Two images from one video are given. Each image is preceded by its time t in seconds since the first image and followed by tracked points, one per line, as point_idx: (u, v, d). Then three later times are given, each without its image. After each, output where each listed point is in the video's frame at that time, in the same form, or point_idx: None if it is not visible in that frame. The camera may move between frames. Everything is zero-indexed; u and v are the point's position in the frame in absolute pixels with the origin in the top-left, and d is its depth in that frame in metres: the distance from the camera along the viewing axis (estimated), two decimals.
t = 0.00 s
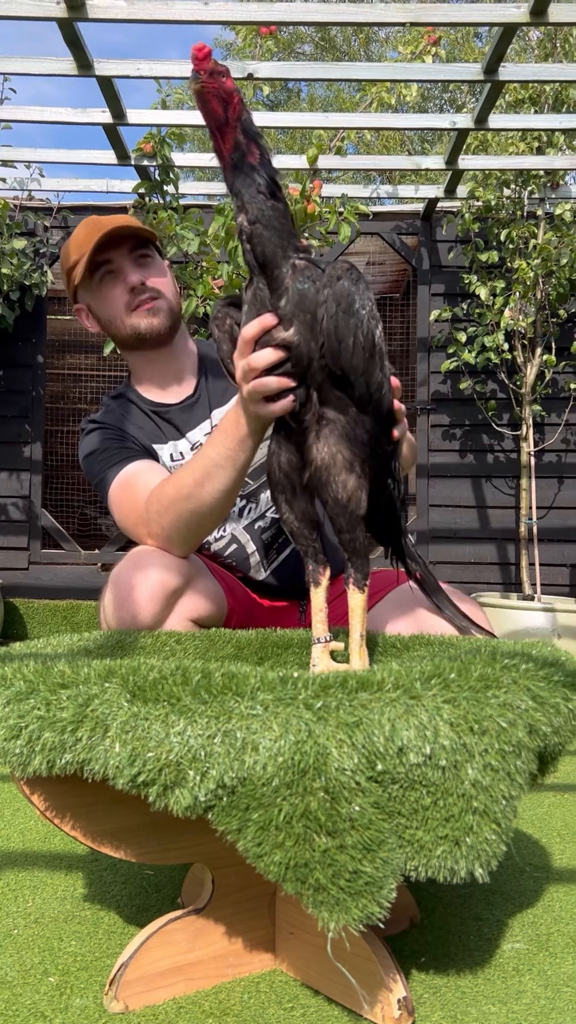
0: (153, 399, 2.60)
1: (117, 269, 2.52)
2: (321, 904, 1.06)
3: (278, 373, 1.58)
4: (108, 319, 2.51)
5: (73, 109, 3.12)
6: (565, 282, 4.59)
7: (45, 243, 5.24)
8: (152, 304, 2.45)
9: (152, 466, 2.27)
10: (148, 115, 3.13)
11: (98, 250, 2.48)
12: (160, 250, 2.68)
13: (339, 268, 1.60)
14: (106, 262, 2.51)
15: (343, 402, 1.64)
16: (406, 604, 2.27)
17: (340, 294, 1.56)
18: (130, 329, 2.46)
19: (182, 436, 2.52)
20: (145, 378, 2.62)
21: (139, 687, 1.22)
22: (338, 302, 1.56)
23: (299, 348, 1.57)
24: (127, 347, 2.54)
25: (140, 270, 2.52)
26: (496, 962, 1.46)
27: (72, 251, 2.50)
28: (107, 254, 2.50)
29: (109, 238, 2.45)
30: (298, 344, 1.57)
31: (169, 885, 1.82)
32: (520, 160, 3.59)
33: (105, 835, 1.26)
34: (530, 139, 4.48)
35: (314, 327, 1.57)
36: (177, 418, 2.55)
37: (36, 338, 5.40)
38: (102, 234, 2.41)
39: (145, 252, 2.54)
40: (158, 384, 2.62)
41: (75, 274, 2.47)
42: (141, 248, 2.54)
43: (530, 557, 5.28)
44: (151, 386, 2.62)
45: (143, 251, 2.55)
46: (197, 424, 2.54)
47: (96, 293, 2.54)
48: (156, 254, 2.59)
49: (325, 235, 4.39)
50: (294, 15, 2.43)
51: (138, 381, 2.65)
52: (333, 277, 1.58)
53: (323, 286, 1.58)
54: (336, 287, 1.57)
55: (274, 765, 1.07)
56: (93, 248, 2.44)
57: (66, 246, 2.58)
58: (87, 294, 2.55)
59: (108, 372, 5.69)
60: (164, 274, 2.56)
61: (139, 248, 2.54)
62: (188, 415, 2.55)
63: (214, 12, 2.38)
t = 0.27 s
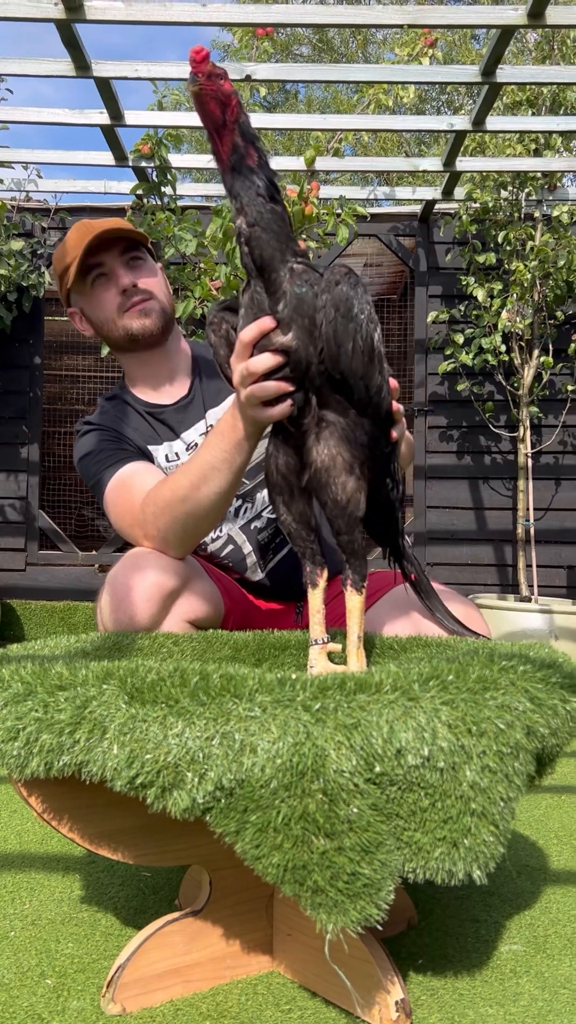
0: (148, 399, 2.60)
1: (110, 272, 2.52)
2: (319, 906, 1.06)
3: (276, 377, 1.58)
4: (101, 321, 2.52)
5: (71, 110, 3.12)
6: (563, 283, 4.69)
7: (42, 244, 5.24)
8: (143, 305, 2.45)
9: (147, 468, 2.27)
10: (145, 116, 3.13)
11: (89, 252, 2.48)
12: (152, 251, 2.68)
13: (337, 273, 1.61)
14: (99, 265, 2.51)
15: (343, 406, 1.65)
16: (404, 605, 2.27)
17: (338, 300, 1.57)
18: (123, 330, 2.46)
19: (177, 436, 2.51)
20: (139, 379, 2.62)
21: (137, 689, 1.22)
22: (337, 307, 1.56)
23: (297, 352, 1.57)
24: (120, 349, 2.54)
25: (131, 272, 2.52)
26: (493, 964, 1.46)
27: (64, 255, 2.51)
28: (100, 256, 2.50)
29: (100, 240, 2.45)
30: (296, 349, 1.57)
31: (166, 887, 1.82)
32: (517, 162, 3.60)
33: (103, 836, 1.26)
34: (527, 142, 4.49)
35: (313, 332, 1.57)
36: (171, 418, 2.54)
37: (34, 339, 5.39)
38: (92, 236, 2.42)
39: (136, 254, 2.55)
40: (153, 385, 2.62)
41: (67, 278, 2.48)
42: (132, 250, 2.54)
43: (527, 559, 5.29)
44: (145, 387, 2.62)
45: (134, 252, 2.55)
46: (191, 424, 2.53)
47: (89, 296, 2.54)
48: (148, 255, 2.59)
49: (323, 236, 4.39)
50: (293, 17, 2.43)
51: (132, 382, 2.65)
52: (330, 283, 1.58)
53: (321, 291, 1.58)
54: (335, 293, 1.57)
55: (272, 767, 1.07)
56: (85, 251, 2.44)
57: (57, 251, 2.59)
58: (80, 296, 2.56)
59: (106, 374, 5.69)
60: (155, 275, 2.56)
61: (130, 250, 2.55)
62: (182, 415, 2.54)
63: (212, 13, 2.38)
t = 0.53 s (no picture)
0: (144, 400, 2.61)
1: (104, 274, 2.53)
2: (316, 906, 1.05)
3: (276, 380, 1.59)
4: (94, 322, 2.51)
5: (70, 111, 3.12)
6: (560, 285, 4.71)
7: (40, 245, 5.24)
8: (137, 305, 2.45)
9: (145, 469, 2.27)
10: (144, 117, 3.13)
11: (83, 253, 2.49)
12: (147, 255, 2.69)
13: (332, 275, 1.59)
14: (93, 267, 2.52)
15: (345, 406, 1.64)
16: (404, 605, 2.27)
17: (335, 304, 1.55)
18: (117, 331, 2.46)
19: (173, 437, 2.51)
20: (134, 380, 2.63)
21: (134, 690, 1.22)
22: (334, 311, 1.54)
23: (297, 356, 1.56)
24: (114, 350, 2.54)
25: (125, 274, 2.53)
26: (490, 964, 1.46)
27: (58, 257, 2.51)
28: (94, 258, 2.51)
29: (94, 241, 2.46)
30: (296, 353, 1.56)
31: (164, 887, 1.82)
32: (515, 163, 3.60)
33: (101, 836, 1.26)
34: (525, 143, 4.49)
35: (312, 337, 1.56)
36: (167, 419, 2.54)
37: (32, 340, 5.39)
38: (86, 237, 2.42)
39: (131, 257, 2.56)
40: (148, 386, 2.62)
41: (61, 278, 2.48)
42: (127, 253, 2.55)
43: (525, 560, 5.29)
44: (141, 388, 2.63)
45: (128, 254, 2.56)
46: (187, 424, 2.53)
47: (82, 297, 2.54)
48: (142, 258, 2.60)
49: (322, 238, 4.40)
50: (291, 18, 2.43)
51: (127, 384, 2.65)
52: (325, 287, 1.57)
53: (317, 296, 1.56)
54: (330, 298, 1.55)
55: (269, 767, 1.07)
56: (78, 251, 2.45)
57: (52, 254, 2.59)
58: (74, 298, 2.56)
59: (104, 374, 5.69)
60: (149, 277, 2.57)
61: (125, 252, 2.56)
62: (177, 415, 2.54)
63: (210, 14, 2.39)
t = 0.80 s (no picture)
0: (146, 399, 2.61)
1: (107, 272, 2.54)
2: (315, 907, 1.05)
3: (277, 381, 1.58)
4: (96, 321, 2.51)
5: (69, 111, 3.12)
6: (559, 286, 4.71)
7: (40, 245, 5.24)
8: (140, 305, 2.46)
9: (145, 470, 2.27)
10: (143, 117, 3.14)
11: (86, 252, 2.49)
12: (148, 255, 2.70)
13: (332, 276, 1.60)
14: (97, 265, 2.53)
15: (345, 407, 1.66)
16: (402, 604, 2.27)
17: (336, 306, 1.56)
18: (119, 330, 2.47)
19: (175, 436, 2.51)
20: (136, 379, 2.63)
21: (133, 690, 1.22)
22: (335, 314, 1.56)
23: (298, 357, 1.56)
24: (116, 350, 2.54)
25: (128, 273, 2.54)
26: (489, 965, 1.46)
27: (61, 255, 2.51)
28: (97, 257, 2.52)
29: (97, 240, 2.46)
30: (297, 354, 1.56)
31: (163, 888, 1.82)
32: (515, 165, 3.60)
33: (100, 836, 1.26)
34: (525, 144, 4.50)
35: (313, 339, 1.57)
36: (169, 418, 2.54)
37: (31, 340, 5.39)
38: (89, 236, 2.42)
39: (134, 257, 2.57)
40: (148, 386, 2.62)
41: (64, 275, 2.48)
42: (129, 253, 2.57)
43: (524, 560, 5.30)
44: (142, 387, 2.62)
45: (131, 254, 2.57)
46: (190, 424, 2.53)
47: (84, 296, 2.55)
48: (145, 258, 2.61)
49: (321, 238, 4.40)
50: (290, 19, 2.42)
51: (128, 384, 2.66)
52: (326, 288, 1.57)
53: (318, 298, 1.56)
54: (331, 300, 1.56)
55: (268, 767, 1.07)
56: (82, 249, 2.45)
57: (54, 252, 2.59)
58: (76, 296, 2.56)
59: (103, 374, 5.69)
60: (151, 277, 2.58)
61: (128, 253, 2.57)
62: (179, 415, 2.54)
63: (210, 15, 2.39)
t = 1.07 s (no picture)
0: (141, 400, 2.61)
1: (101, 272, 2.54)
2: (315, 906, 1.05)
3: (273, 377, 1.59)
4: (90, 320, 2.52)
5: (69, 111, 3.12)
6: (559, 286, 4.71)
7: (39, 245, 5.24)
8: (134, 304, 2.47)
9: (142, 469, 2.27)
10: (143, 117, 3.13)
11: (79, 252, 2.50)
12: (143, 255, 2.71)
13: (329, 272, 1.58)
14: (90, 265, 2.54)
15: (342, 405, 1.65)
16: (400, 604, 2.27)
17: (331, 304, 1.54)
18: (112, 329, 2.47)
19: (171, 437, 2.51)
20: (129, 379, 2.62)
21: (132, 689, 1.22)
22: (330, 312, 1.54)
23: (292, 353, 1.56)
24: (109, 350, 2.54)
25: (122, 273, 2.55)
26: (489, 964, 1.46)
27: (54, 255, 2.52)
28: (90, 257, 2.53)
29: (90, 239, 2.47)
30: (292, 351, 1.55)
31: (162, 887, 1.82)
32: (515, 165, 3.60)
33: (99, 835, 1.26)
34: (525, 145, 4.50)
35: (308, 334, 1.55)
36: (164, 419, 2.53)
37: (31, 340, 5.38)
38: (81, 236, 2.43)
39: (127, 257, 2.58)
40: (143, 385, 2.62)
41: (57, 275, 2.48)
42: (123, 252, 2.57)
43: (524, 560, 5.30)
44: (136, 388, 2.62)
45: (125, 254, 2.58)
46: (185, 423, 2.53)
47: (78, 295, 2.55)
48: (138, 258, 2.62)
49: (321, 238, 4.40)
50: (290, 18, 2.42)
51: (122, 384, 2.65)
52: (321, 285, 1.55)
53: (313, 293, 1.55)
54: (326, 297, 1.54)
55: (268, 766, 1.07)
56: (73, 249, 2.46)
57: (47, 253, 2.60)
58: (69, 296, 2.56)
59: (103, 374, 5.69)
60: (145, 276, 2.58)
61: (122, 253, 2.58)
62: (174, 415, 2.54)
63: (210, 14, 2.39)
